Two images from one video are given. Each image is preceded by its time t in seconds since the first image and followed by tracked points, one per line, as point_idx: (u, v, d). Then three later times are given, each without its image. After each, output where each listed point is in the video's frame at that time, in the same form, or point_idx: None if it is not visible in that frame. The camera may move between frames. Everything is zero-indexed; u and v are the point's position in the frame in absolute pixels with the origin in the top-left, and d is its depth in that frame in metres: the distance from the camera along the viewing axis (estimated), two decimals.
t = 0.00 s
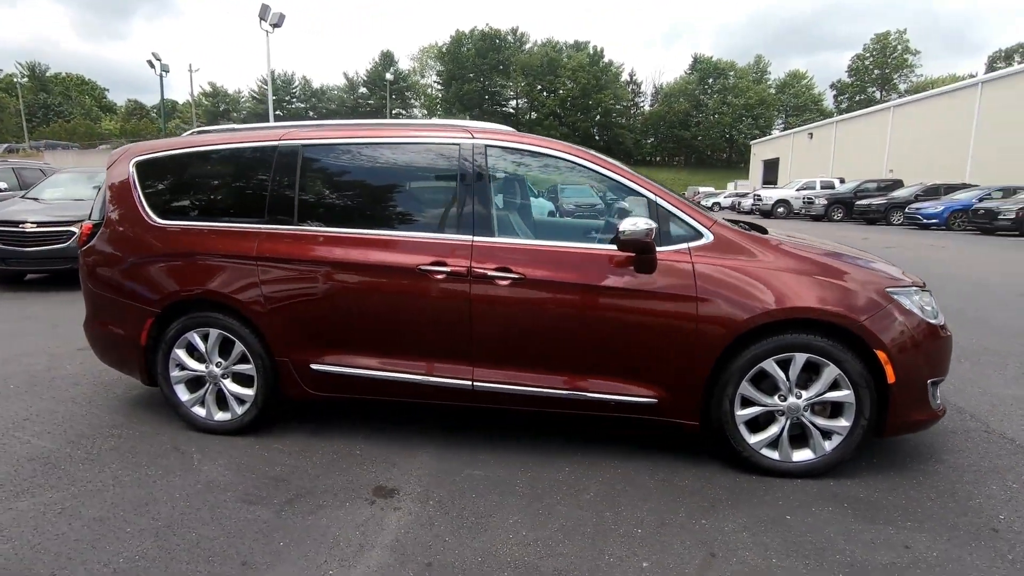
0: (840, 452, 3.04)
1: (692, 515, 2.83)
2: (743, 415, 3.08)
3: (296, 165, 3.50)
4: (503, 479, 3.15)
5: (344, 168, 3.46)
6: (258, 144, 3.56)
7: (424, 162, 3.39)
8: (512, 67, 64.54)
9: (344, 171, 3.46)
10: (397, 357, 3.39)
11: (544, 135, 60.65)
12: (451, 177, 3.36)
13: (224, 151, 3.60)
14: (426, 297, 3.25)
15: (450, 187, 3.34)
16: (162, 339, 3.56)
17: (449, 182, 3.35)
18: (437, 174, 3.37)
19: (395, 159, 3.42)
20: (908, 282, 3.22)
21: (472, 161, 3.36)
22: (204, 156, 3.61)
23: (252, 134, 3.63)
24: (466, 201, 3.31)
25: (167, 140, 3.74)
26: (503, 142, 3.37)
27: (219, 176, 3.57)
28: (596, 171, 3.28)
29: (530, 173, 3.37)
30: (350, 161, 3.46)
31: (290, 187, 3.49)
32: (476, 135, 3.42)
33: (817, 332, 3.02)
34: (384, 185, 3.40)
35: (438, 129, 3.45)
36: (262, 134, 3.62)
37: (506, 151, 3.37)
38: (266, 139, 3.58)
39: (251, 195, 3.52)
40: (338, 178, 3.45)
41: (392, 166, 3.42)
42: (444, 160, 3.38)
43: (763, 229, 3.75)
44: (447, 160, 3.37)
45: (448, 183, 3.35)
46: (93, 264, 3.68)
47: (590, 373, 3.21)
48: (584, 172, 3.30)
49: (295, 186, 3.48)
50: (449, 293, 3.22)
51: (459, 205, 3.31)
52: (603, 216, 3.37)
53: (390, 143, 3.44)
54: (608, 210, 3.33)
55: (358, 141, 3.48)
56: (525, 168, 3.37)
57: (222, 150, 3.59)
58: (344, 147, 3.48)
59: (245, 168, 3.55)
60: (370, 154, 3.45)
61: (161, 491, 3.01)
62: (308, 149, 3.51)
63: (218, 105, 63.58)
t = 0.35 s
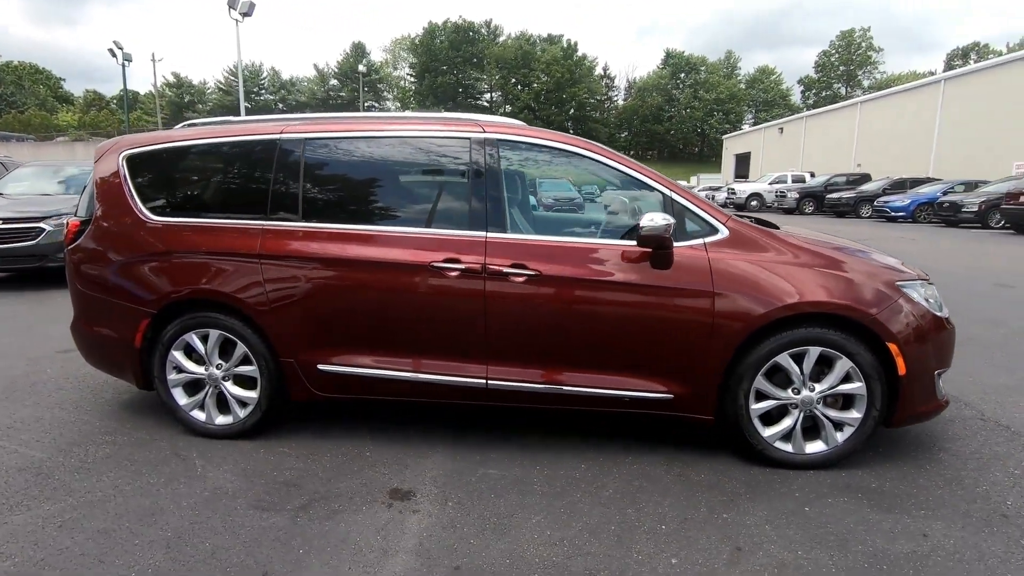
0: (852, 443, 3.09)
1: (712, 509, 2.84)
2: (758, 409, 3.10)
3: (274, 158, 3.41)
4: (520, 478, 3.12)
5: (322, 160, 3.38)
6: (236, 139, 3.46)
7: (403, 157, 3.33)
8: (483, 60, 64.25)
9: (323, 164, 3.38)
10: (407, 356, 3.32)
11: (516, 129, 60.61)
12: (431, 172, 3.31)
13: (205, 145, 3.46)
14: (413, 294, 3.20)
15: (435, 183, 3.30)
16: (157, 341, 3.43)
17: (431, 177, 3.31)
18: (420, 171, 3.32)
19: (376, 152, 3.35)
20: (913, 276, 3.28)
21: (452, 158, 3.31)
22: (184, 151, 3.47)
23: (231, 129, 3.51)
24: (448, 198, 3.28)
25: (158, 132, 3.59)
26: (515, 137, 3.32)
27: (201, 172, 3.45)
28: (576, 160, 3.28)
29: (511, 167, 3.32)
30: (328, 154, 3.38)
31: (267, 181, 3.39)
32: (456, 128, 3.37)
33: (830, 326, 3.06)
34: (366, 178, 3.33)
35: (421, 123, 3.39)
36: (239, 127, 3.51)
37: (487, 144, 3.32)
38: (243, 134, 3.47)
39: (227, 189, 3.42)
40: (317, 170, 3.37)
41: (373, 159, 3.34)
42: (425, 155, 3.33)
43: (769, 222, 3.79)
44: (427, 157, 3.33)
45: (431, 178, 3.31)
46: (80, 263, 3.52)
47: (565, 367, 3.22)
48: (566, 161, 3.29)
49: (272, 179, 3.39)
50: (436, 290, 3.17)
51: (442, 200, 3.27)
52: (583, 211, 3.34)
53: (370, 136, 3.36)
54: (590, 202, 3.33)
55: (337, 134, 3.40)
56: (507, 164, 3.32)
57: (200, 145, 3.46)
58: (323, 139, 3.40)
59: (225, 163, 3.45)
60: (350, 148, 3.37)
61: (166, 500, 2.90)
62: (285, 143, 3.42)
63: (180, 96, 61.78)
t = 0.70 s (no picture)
0: (871, 439, 3.11)
1: (739, 508, 2.83)
2: (779, 406, 3.10)
3: (258, 156, 3.31)
4: (542, 480, 3.07)
5: (306, 156, 3.29)
6: (219, 137, 3.34)
7: (389, 153, 3.27)
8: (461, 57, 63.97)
9: (308, 160, 3.29)
10: (422, 357, 3.25)
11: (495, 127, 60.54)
12: (417, 169, 3.25)
13: (191, 144, 3.35)
14: (405, 293, 3.14)
15: (426, 181, 3.24)
16: (162, 345, 3.31)
17: (417, 173, 3.25)
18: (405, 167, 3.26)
19: (362, 148, 3.29)
20: (927, 272, 3.32)
21: (437, 156, 3.26)
22: (172, 151, 3.35)
23: (216, 127, 3.40)
24: (434, 196, 3.22)
25: (157, 129, 3.45)
26: (534, 134, 3.27)
27: (189, 171, 3.34)
28: (562, 155, 3.26)
29: (496, 165, 3.24)
30: (312, 150, 3.30)
31: (248, 180, 3.30)
32: (441, 124, 3.30)
33: (849, 322, 3.07)
34: (353, 174, 3.26)
35: (408, 119, 3.33)
36: (223, 125, 3.40)
37: (473, 142, 3.26)
38: (227, 132, 3.36)
39: (212, 188, 3.31)
40: (300, 166, 3.28)
41: (361, 155, 3.28)
42: (410, 152, 3.27)
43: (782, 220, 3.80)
44: (412, 155, 3.27)
45: (417, 175, 3.25)
46: (77, 264, 3.37)
47: (547, 364, 3.20)
48: (552, 156, 3.27)
49: (257, 177, 3.29)
50: (430, 288, 3.13)
51: (428, 198, 3.22)
52: (568, 207, 3.20)
53: (356, 133, 3.30)
54: (576, 200, 3.22)
55: (323, 132, 3.32)
56: (492, 162, 3.24)
57: (186, 145, 3.34)
58: (307, 135, 3.32)
59: (211, 161, 3.33)
60: (336, 144, 3.29)
61: (180, 510, 2.79)
62: (267, 141, 3.32)
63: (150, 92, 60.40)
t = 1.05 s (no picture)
0: (883, 433, 3.17)
1: (763, 505, 2.86)
2: (795, 403, 3.14)
3: (240, 155, 3.21)
4: (564, 482, 3.05)
5: (283, 153, 3.21)
6: (199, 137, 3.24)
7: (369, 151, 3.22)
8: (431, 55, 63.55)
9: (285, 158, 3.21)
10: (437, 360, 3.19)
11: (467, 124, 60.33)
12: (397, 168, 3.21)
13: (175, 143, 3.24)
14: (394, 294, 3.09)
15: (412, 181, 3.20)
16: (165, 351, 3.18)
17: (396, 171, 3.20)
18: (384, 165, 3.21)
19: (342, 146, 3.23)
20: (932, 269, 3.39)
21: (415, 154, 3.22)
22: (156, 151, 3.24)
23: (196, 126, 3.30)
24: (414, 195, 3.18)
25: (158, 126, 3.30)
26: (552, 133, 3.24)
27: (172, 171, 3.22)
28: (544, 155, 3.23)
29: (477, 165, 3.20)
30: (290, 147, 3.22)
31: (223, 179, 3.20)
32: (422, 123, 3.26)
33: (862, 319, 3.12)
34: (332, 171, 3.20)
35: (390, 118, 3.29)
36: (203, 124, 3.30)
37: (452, 141, 3.23)
38: (210, 131, 3.26)
39: (195, 188, 3.21)
40: (276, 164, 3.20)
41: (340, 153, 3.22)
42: (390, 151, 3.23)
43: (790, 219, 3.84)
44: (392, 154, 3.22)
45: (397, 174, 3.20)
46: (72, 268, 3.22)
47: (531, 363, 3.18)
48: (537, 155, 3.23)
49: (237, 177, 3.20)
50: (421, 289, 3.08)
51: (407, 196, 3.17)
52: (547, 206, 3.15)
53: (336, 132, 3.24)
54: (558, 197, 3.18)
55: (301, 130, 3.25)
56: (472, 161, 3.21)
57: (167, 144, 3.23)
58: (283, 133, 3.24)
59: (195, 161, 3.22)
60: (315, 141, 3.22)
61: (196, 523, 2.69)
62: (242, 139, 3.22)
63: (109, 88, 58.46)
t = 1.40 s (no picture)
0: (889, 427, 3.26)
1: (781, 499, 2.91)
2: (806, 398, 3.21)
3: (226, 153, 3.14)
4: (583, 480, 3.07)
5: (263, 149, 3.15)
6: (184, 136, 3.16)
7: (350, 148, 3.18)
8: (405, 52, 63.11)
9: (266, 155, 3.15)
10: (452, 360, 3.15)
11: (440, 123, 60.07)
12: (380, 165, 3.17)
13: (160, 143, 3.16)
14: (387, 292, 3.04)
15: (395, 178, 3.16)
16: (175, 354, 3.09)
17: (375, 167, 3.17)
18: (365, 162, 3.17)
19: (325, 142, 3.18)
20: (933, 266, 3.50)
21: (395, 152, 3.19)
22: (139, 152, 3.15)
23: (176, 126, 3.22)
24: (395, 192, 3.14)
25: (159, 123, 3.25)
26: (570, 133, 3.25)
27: (156, 171, 3.14)
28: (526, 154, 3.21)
29: (457, 164, 3.18)
30: (272, 143, 3.16)
31: (202, 177, 3.13)
32: (404, 121, 3.23)
33: (870, 316, 3.21)
34: (312, 168, 3.15)
35: (374, 116, 3.26)
36: (185, 124, 3.22)
37: (432, 139, 3.21)
38: (196, 130, 3.18)
39: (179, 188, 3.13)
40: (256, 161, 3.14)
41: (323, 148, 3.17)
42: (372, 147, 3.19)
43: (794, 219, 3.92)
44: (372, 151, 3.19)
45: (377, 170, 3.17)
46: (74, 267, 3.10)
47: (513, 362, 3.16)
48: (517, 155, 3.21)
49: (223, 176, 3.13)
50: (412, 288, 3.04)
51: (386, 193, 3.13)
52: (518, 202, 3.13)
53: (320, 128, 3.19)
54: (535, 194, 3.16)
55: (283, 127, 3.20)
56: (450, 160, 3.19)
57: (152, 144, 3.15)
58: (264, 130, 3.18)
59: (180, 161, 3.15)
60: (298, 138, 3.18)
61: (216, 530, 2.62)
62: (223, 136, 3.16)
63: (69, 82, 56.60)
